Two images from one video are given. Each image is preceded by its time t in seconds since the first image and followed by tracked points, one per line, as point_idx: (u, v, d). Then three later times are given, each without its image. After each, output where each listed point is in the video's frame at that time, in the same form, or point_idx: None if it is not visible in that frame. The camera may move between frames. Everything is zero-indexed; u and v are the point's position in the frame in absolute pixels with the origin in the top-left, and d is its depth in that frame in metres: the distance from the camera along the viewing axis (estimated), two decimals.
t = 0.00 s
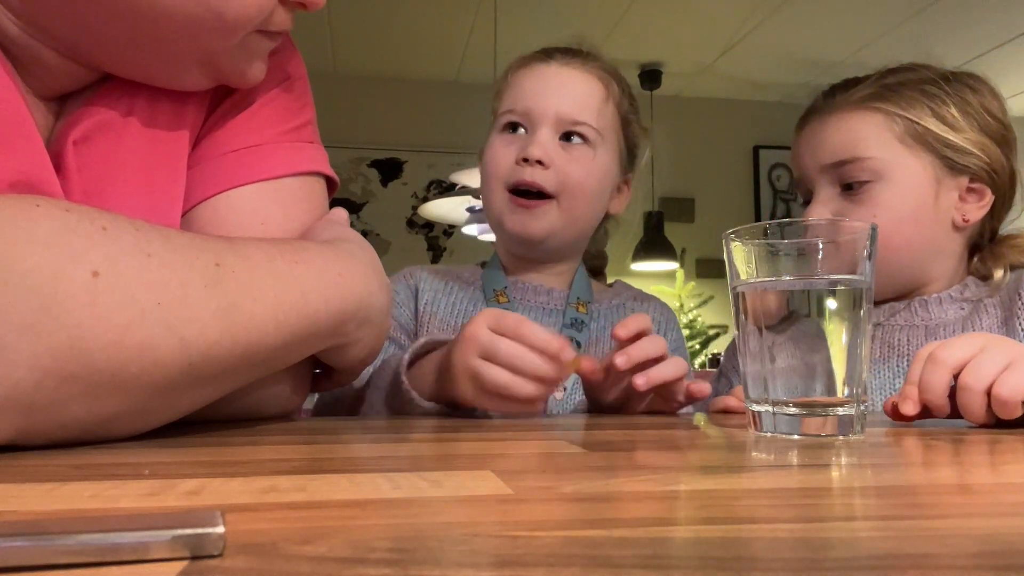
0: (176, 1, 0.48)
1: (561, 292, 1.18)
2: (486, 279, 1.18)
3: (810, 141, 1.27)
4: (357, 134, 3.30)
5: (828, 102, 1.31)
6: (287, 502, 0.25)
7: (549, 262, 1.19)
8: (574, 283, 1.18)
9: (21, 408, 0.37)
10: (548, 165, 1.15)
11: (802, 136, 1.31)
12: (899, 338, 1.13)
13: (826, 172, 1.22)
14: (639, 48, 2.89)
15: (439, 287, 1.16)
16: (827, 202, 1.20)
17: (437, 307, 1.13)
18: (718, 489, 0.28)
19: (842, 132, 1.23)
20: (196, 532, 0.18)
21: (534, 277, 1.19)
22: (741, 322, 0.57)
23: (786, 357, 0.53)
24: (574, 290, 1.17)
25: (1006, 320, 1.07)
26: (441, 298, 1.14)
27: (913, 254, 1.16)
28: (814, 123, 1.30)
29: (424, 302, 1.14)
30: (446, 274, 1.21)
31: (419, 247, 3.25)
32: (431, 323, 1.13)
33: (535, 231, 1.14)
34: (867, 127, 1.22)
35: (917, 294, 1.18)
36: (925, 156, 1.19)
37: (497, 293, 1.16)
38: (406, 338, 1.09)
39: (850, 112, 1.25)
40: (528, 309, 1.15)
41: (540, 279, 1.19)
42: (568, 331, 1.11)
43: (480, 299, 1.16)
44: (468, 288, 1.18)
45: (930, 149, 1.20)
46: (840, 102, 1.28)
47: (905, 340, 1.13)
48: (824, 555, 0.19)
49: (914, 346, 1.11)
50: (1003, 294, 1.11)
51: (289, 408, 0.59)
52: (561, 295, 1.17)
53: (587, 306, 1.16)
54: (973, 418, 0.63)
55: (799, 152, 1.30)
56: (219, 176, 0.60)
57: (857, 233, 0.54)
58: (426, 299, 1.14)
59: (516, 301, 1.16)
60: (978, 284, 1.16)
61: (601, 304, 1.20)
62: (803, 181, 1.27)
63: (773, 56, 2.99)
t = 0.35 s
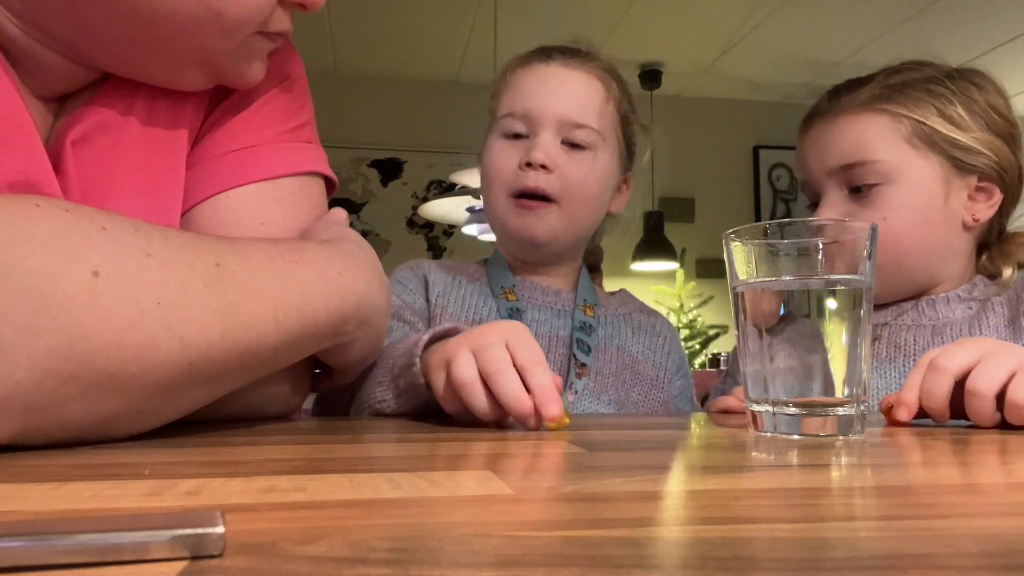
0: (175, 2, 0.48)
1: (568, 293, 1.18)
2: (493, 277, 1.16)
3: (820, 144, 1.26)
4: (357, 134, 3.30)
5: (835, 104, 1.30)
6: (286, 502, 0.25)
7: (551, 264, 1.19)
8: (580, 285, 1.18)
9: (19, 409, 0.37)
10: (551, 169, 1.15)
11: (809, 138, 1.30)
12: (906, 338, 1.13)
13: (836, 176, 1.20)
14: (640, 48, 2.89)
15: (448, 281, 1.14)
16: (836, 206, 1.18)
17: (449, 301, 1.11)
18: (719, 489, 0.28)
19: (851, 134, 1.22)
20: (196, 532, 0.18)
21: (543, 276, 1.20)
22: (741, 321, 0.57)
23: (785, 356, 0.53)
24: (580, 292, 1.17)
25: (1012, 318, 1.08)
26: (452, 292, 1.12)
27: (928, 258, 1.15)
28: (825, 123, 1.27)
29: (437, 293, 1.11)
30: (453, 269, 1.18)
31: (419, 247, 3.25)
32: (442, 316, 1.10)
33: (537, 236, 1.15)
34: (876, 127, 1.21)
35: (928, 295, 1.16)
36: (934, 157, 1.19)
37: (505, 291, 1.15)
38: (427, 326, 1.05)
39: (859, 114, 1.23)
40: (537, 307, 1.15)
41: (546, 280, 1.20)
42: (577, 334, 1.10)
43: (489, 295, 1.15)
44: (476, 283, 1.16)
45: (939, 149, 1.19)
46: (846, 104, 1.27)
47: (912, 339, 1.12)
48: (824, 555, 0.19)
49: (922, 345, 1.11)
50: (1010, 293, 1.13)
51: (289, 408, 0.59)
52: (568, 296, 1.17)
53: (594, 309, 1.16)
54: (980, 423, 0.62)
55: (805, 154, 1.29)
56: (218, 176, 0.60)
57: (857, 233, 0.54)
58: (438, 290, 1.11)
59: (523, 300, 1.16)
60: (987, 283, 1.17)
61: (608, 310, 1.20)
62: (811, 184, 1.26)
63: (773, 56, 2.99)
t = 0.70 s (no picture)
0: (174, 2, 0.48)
1: (576, 292, 1.18)
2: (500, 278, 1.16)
3: (824, 148, 1.25)
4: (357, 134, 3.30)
5: (840, 105, 1.28)
6: (286, 502, 0.25)
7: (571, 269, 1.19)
8: (588, 286, 1.18)
9: (19, 409, 0.37)
10: (581, 188, 1.12)
11: (814, 139, 1.29)
12: (909, 339, 1.13)
13: (840, 178, 1.20)
14: (640, 48, 2.89)
15: (455, 282, 1.14)
16: (839, 208, 1.18)
17: (456, 303, 1.12)
18: (718, 489, 0.28)
19: (850, 136, 1.22)
20: (196, 533, 0.18)
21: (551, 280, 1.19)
22: (741, 321, 0.57)
23: (785, 356, 0.53)
24: (589, 292, 1.17)
25: (1014, 319, 1.09)
26: (459, 293, 1.13)
27: (930, 257, 1.14)
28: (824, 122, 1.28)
29: (441, 297, 1.12)
30: (458, 270, 1.19)
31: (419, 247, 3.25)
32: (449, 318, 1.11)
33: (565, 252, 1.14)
34: (881, 127, 1.21)
35: (933, 296, 1.16)
36: (938, 160, 1.18)
37: (515, 291, 1.14)
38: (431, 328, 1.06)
39: (859, 116, 1.23)
40: (546, 305, 1.14)
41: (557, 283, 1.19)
42: (588, 332, 1.10)
43: (497, 296, 1.14)
44: (483, 282, 1.16)
45: (943, 152, 1.19)
46: (853, 106, 1.26)
47: (915, 340, 1.12)
48: (824, 555, 0.19)
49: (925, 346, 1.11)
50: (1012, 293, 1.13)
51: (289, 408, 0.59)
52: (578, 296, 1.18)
53: (603, 309, 1.16)
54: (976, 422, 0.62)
55: (809, 156, 1.28)
56: (219, 176, 0.60)
57: (857, 233, 0.54)
58: (443, 293, 1.12)
59: (533, 299, 1.15)
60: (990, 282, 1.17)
61: (616, 310, 1.20)
62: (814, 186, 1.26)
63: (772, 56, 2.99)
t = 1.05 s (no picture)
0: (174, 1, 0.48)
1: (589, 294, 1.18)
2: (512, 280, 1.15)
3: (817, 151, 1.24)
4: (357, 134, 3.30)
5: (834, 107, 1.27)
6: (287, 502, 0.25)
7: (583, 273, 1.19)
8: (601, 289, 1.18)
9: (19, 409, 0.36)
10: (601, 191, 1.12)
11: (809, 140, 1.28)
12: (906, 341, 1.13)
13: (834, 182, 1.20)
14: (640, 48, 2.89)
15: (467, 282, 1.14)
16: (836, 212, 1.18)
17: (468, 305, 1.11)
18: (717, 489, 0.28)
19: (843, 139, 1.22)
20: (196, 533, 0.18)
21: (557, 280, 1.19)
22: (741, 321, 0.57)
23: (785, 357, 0.53)
24: (601, 296, 1.17)
25: (1012, 321, 1.09)
26: (470, 294, 1.12)
27: (927, 259, 1.14)
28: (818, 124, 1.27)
29: (452, 298, 1.11)
30: (471, 268, 1.18)
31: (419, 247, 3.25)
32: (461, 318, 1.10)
33: (583, 255, 1.14)
34: (874, 131, 1.20)
35: (932, 297, 1.16)
36: (933, 163, 1.18)
37: (527, 293, 1.13)
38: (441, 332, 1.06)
39: (853, 119, 1.23)
40: (559, 308, 1.14)
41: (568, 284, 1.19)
42: (602, 336, 1.10)
43: (510, 297, 1.13)
44: (495, 283, 1.15)
45: (937, 154, 1.19)
46: (848, 107, 1.25)
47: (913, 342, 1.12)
48: (824, 555, 0.19)
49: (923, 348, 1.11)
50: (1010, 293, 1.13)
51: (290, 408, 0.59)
52: (589, 298, 1.18)
53: (616, 312, 1.16)
54: (979, 424, 0.62)
55: (804, 156, 1.27)
56: (220, 176, 0.60)
57: (857, 233, 0.54)
58: (454, 294, 1.12)
59: (546, 301, 1.15)
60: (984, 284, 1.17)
61: (629, 314, 1.19)
62: (808, 189, 1.25)
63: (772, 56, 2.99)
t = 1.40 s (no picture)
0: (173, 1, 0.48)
1: (596, 291, 1.18)
2: (520, 277, 1.15)
3: (832, 145, 1.22)
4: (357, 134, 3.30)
5: (841, 103, 1.26)
6: (286, 502, 0.25)
7: (597, 272, 1.19)
8: (608, 286, 1.19)
9: (20, 409, 0.37)
10: (630, 192, 1.13)
11: (816, 136, 1.26)
12: (903, 343, 1.13)
13: (842, 180, 1.19)
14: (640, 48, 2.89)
15: (475, 277, 1.13)
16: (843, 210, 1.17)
17: (476, 300, 1.11)
18: (717, 489, 0.28)
19: (852, 137, 1.21)
20: (196, 532, 0.18)
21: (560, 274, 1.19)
22: (741, 321, 0.57)
23: (785, 357, 0.53)
24: (608, 292, 1.18)
25: (1009, 322, 1.08)
26: (478, 289, 1.12)
27: (933, 258, 1.14)
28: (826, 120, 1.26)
29: (462, 291, 1.11)
30: (479, 263, 1.18)
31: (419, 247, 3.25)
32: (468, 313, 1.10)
33: (606, 255, 1.15)
34: (883, 128, 1.20)
35: (930, 297, 1.16)
36: (943, 162, 1.19)
37: (533, 291, 1.14)
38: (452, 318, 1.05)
39: (862, 117, 1.22)
40: (567, 305, 1.14)
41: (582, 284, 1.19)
42: (609, 334, 1.10)
43: (516, 293, 1.14)
44: (503, 278, 1.15)
45: (943, 153, 1.19)
46: (859, 105, 1.24)
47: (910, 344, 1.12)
48: (823, 555, 0.19)
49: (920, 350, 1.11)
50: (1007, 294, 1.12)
51: (290, 408, 0.59)
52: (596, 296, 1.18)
53: (623, 309, 1.16)
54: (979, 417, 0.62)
55: (809, 152, 1.26)
56: (220, 175, 0.60)
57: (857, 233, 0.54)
58: (463, 287, 1.11)
59: (553, 297, 1.15)
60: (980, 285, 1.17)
61: (637, 311, 1.19)
62: (812, 187, 1.24)
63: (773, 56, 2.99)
